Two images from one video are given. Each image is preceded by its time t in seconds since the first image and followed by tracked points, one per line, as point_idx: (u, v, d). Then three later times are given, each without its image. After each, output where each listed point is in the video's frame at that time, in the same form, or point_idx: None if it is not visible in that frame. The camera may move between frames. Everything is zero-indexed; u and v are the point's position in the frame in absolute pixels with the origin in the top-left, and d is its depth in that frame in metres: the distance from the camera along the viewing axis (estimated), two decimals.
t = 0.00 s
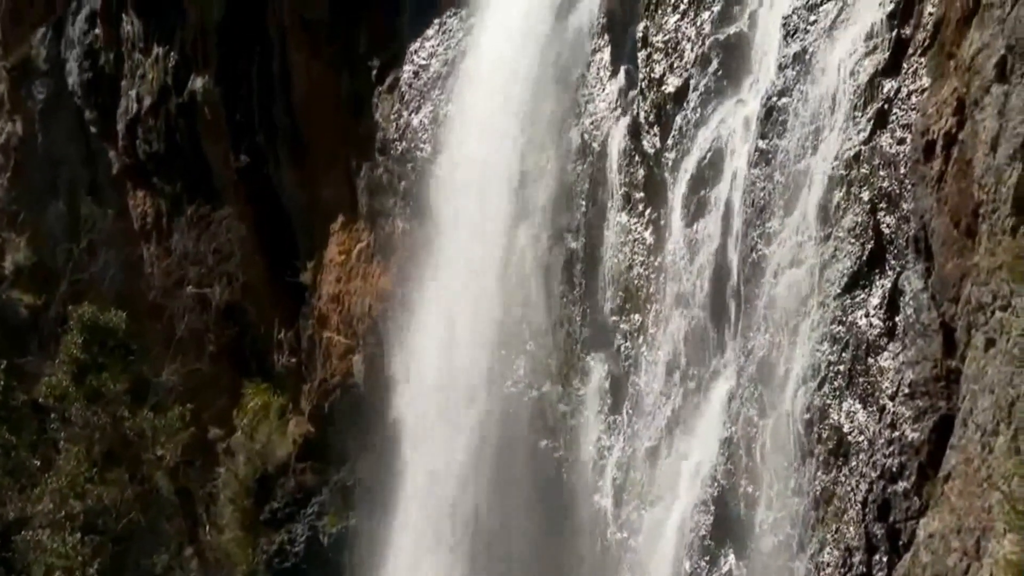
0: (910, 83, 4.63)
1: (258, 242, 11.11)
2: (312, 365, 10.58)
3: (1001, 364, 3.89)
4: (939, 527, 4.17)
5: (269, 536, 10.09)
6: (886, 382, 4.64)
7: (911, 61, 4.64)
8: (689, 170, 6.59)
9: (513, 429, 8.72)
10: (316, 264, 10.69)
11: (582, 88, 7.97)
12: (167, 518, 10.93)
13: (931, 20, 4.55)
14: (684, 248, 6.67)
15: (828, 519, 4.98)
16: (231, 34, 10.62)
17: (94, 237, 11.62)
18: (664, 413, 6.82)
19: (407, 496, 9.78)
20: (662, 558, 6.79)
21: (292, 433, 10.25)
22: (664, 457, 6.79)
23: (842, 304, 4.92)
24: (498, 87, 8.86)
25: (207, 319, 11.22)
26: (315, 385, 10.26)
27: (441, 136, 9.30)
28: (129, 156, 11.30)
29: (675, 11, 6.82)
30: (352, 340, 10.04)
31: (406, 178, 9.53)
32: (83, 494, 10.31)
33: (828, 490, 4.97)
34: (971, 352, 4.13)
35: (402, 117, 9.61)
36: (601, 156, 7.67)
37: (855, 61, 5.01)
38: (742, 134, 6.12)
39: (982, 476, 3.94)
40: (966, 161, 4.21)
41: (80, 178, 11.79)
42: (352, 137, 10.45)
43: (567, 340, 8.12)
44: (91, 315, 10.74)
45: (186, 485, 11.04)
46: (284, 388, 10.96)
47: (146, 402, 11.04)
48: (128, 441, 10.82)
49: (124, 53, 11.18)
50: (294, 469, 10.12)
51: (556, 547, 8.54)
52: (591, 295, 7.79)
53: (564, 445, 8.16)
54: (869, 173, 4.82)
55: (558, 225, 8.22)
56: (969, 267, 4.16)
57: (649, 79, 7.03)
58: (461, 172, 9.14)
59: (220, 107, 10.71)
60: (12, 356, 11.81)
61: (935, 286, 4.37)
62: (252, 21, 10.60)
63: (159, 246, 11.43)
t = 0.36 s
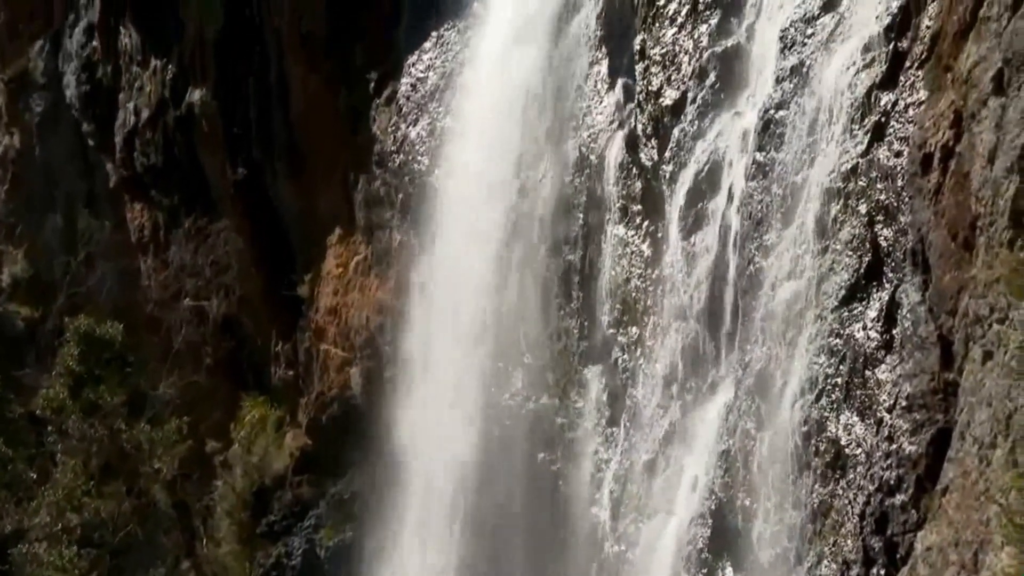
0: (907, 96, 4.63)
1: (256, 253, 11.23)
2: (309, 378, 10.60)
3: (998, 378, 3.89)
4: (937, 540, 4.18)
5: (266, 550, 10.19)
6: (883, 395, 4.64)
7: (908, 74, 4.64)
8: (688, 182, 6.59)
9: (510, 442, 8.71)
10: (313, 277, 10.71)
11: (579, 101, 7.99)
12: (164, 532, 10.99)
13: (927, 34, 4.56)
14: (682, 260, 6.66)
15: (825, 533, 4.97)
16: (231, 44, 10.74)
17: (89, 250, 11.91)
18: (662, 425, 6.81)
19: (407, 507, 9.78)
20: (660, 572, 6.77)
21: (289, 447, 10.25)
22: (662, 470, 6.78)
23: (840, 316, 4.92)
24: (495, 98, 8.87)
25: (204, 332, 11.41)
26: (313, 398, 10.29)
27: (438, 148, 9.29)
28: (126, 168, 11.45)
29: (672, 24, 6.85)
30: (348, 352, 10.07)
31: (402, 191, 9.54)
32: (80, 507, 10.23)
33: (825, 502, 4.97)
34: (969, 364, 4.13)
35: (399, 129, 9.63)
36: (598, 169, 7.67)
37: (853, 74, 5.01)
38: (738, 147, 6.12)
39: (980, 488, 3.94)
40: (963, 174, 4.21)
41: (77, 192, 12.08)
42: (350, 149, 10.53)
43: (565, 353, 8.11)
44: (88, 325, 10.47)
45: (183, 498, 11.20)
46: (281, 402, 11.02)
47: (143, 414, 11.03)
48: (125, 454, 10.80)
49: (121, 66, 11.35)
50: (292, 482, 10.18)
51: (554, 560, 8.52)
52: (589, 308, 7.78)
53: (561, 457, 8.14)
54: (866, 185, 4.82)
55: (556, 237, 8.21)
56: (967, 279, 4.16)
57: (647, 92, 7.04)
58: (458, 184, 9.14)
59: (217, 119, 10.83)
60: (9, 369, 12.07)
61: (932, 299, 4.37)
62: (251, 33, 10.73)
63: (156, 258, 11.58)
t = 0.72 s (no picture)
0: (904, 108, 4.64)
1: (255, 265, 11.31)
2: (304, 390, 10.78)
3: (994, 391, 3.89)
4: (935, 552, 4.21)
5: (262, 562, 10.40)
6: (881, 407, 4.63)
7: (905, 86, 4.65)
8: (685, 194, 6.58)
9: (507, 455, 8.70)
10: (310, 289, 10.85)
11: (575, 112, 7.99)
12: (160, 543, 11.18)
13: (924, 46, 4.57)
14: (679, 271, 6.66)
15: (822, 544, 4.97)
16: (228, 55, 10.80)
17: (87, 262, 12.23)
18: (660, 436, 6.81)
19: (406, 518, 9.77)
20: None
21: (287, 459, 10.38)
22: (659, 482, 6.77)
23: (838, 328, 4.92)
24: (492, 109, 8.86)
25: (200, 343, 11.67)
26: (310, 410, 10.33)
27: (435, 161, 9.29)
28: (124, 180, 11.64)
29: (669, 36, 6.86)
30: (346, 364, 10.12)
31: (400, 204, 9.54)
32: (75, 519, 10.62)
33: (823, 515, 4.97)
34: (966, 377, 4.13)
35: (397, 141, 9.60)
36: (596, 181, 7.68)
37: (850, 87, 5.02)
38: (736, 160, 6.11)
39: (978, 500, 3.94)
40: (960, 186, 4.22)
41: (74, 203, 12.33)
42: (348, 162, 10.52)
43: (562, 365, 8.10)
44: (84, 337, 11.10)
45: (180, 510, 11.28)
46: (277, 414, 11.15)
47: (139, 426, 11.29)
48: (121, 466, 11.03)
49: (117, 79, 11.53)
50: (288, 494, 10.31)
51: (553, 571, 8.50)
52: (586, 320, 7.77)
53: (559, 469, 8.11)
54: (863, 198, 4.82)
55: (553, 249, 8.21)
56: (964, 291, 4.16)
57: (644, 104, 7.07)
58: (455, 196, 9.12)
59: (214, 130, 10.95)
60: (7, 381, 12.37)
61: (929, 310, 4.37)
62: (248, 45, 10.74)
63: (152, 270, 11.88)
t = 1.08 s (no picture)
0: (900, 122, 4.65)
1: (251, 279, 11.35)
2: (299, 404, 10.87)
3: (991, 405, 3.89)
4: (932, 566, 4.23)
5: None
6: (877, 421, 4.62)
7: (902, 100, 4.66)
8: (681, 209, 6.59)
9: (502, 468, 8.68)
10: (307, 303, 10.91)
11: (572, 126, 8.01)
12: (155, 558, 11.26)
13: (920, 60, 4.57)
14: (676, 285, 6.66)
15: (819, 558, 4.96)
16: (225, 69, 10.89)
17: (85, 277, 12.17)
18: (656, 450, 6.79)
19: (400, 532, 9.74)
20: None
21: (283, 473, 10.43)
22: (656, 496, 6.75)
23: (835, 341, 4.91)
24: (488, 123, 8.89)
25: (198, 357, 11.66)
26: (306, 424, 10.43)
27: (431, 174, 9.33)
28: (121, 194, 11.76)
29: (666, 50, 6.91)
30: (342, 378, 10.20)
31: (397, 217, 9.63)
32: (73, 533, 10.84)
33: (820, 529, 4.95)
34: (963, 391, 4.13)
35: (393, 155, 9.67)
36: (593, 194, 7.67)
37: (846, 100, 5.03)
38: (732, 173, 6.10)
39: (975, 514, 3.94)
40: (956, 200, 4.23)
41: (71, 218, 12.33)
42: (343, 176, 10.52)
43: (559, 379, 8.09)
44: (79, 351, 11.23)
45: (176, 524, 11.34)
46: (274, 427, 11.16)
47: (135, 439, 11.56)
48: (116, 481, 11.29)
49: (114, 92, 11.67)
50: (284, 508, 10.34)
51: None
52: (583, 334, 7.77)
53: (555, 482, 8.10)
54: (859, 212, 4.83)
55: (550, 262, 8.21)
56: (960, 305, 4.16)
57: (641, 117, 7.09)
58: (451, 209, 9.15)
59: (212, 143, 11.06)
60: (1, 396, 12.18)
61: (926, 324, 4.37)
62: (245, 60, 10.83)
63: (150, 283, 11.91)
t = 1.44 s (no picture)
0: (899, 136, 4.65)
1: (248, 293, 11.34)
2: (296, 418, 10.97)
3: (989, 419, 3.89)
4: None
5: None
6: (876, 435, 4.62)
7: (899, 114, 4.66)
8: (678, 223, 6.59)
9: (500, 482, 8.65)
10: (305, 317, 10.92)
11: (569, 140, 8.02)
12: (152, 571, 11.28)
13: (918, 74, 4.58)
14: (673, 299, 6.66)
15: (817, 573, 4.94)
16: (224, 83, 10.94)
17: (82, 291, 12.21)
18: (655, 465, 6.78)
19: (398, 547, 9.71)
20: None
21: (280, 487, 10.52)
22: (654, 510, 6.74)
23: (833, 355, 4.90)
24: (487, 136, 8.91)
25: (196, 371, 11.61)
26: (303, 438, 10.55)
27: (429, 189, 9.34)
28: (119, 209, 11.78)
29: (663, 64, 6.94)
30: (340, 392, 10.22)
31: (395, 231, 9.63)
32: (69, 547, 11.15)
33: (818, 544, 4.94)
34: (960, 406, 4.13)
35: (392, 169, 9.69)
36: (590, 208, 7.68)
37: (843, 114, 5.04)
38: (730, 188, 6.10)
39: (973, 528, 3.93)
40: (954, 214, 4.23)
41: (71, 232, 12.35)
42: (341, 192, 10.58)
43: (556, 393, 8.06)
44: (74, 367, 11.39)
45: (173, 538, 11.32)
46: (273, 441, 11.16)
47: (133, 453, 11.60)
48: (113, 494, 11.46)
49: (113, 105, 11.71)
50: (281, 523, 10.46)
51: None
52: (581, 348, 7.76)
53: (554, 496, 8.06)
54: (857, 226, 4.84)
55: (547, 276, 8.19)
56: (957, 319, 4.16)
57: (639, 131, 7.10)
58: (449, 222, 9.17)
59: (208, 157, 11.12)
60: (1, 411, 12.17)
61: (924, 338, 4.36)
62: (243, 74, 10.88)
63: (147, 297, 11.92)
